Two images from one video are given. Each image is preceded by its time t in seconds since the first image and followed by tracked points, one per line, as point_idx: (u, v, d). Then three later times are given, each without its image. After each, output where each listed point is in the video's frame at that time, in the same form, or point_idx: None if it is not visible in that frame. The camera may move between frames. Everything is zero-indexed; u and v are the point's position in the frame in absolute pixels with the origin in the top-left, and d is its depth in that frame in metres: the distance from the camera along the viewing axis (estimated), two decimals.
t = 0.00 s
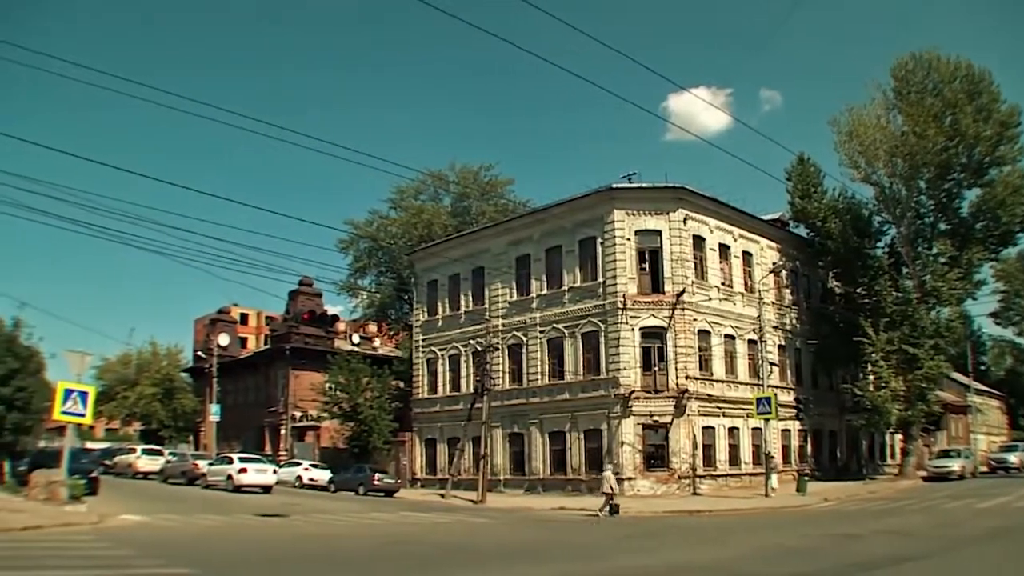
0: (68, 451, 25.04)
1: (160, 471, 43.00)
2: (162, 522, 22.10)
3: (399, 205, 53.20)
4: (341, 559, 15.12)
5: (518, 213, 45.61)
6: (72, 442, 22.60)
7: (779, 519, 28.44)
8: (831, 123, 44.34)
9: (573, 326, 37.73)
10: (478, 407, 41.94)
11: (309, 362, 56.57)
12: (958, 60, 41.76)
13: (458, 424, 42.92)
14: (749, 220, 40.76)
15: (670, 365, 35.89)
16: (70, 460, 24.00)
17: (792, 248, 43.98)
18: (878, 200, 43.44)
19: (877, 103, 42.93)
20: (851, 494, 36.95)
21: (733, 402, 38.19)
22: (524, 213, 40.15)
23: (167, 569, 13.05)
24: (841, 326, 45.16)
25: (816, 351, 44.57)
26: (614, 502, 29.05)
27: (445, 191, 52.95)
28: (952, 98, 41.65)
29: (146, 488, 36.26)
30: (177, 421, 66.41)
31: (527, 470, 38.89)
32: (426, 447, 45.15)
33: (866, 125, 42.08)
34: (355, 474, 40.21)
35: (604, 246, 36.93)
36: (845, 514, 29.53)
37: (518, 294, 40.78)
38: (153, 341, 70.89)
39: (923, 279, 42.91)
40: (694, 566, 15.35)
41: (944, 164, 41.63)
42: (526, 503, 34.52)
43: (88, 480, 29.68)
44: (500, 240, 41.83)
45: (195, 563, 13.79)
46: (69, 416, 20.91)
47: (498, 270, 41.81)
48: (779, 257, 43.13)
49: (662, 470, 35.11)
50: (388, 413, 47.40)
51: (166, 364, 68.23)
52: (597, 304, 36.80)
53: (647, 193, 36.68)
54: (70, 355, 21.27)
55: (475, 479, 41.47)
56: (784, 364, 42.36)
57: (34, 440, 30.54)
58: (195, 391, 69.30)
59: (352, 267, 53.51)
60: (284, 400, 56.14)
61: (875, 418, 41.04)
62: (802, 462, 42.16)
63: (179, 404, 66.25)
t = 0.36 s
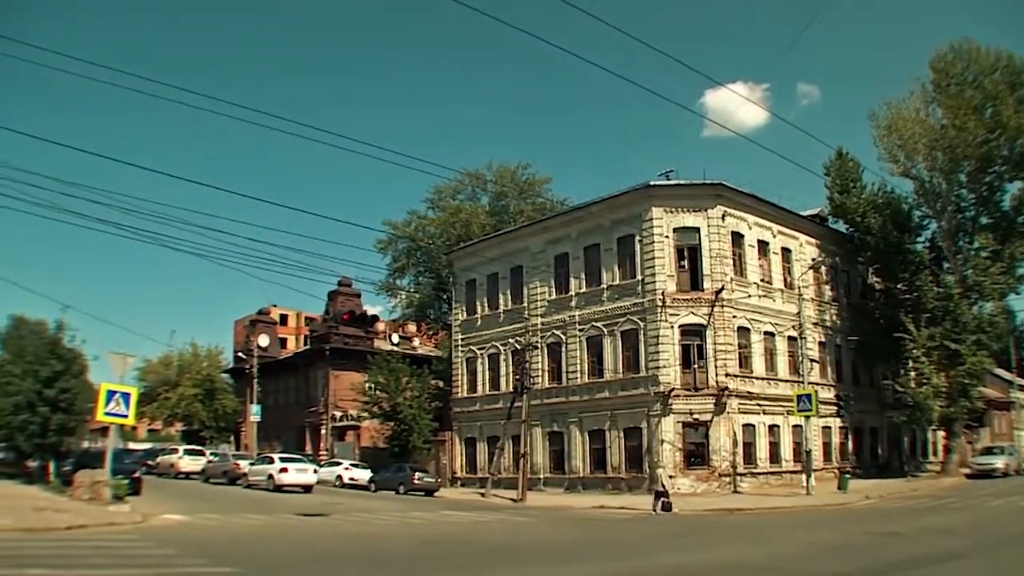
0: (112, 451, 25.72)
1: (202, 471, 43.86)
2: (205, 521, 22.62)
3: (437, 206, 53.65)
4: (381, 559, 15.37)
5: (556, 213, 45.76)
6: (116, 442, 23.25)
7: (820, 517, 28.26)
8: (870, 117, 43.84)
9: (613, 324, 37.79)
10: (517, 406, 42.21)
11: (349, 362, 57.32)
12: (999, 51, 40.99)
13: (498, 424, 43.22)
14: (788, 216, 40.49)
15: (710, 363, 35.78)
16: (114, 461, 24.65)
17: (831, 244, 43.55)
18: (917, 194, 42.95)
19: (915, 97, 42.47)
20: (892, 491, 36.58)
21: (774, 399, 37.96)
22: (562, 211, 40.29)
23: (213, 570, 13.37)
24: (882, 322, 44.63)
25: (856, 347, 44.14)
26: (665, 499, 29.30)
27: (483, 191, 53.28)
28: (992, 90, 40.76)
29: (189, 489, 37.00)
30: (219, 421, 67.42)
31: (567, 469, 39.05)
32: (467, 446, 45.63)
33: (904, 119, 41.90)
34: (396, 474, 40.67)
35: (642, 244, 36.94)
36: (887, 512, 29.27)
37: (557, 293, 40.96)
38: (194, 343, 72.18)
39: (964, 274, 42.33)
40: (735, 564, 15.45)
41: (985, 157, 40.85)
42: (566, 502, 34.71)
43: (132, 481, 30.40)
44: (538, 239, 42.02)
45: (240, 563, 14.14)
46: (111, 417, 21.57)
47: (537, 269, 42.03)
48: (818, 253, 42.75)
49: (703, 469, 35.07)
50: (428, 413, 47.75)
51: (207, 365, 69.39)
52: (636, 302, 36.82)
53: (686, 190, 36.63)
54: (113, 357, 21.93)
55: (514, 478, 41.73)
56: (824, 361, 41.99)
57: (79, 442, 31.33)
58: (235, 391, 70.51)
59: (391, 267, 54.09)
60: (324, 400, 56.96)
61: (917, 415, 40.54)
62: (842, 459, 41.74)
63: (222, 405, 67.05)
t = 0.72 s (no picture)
0: (153, 451, 26.13)
1: (242, 470, 44.44)
2: (247, 520, 22.93)
3: (474, 205, 53.75)
4: (417, 558, 15.37)
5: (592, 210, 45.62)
6: (157, 443, 23.63)
7: (861, 515, 27.87)
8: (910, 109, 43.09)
9: (651, 322, 37.63)
10: (556, 404, 42.21)
11: (388, 362, 57.85)
12: None
13: (536, 422, 43.24)
14: (827, 211, 39.99)
15: (748, 360, 35.44)
16: (155, 462, 25.05)
17: (870, 240, 42.84)
18: (957, 188, 42.17)
19: (954, 88, 41.69)
20: (935, 489, 35.94)
21: (813, 396, 37.50)
22: (599, 209, 40.17)
23: (250, 570, 13.47)
24: (922, 317, 43.76)
25: (897, 344, 43.38)
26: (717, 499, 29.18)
27: (520, 190, 53.31)
28: None
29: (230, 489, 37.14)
30: (258, 421, 68.46)
31: (606, 467, 38.97)
32: (505, 445, 45.72)
33: (943, 112, 41.12)
34: (435, 473, 40.86)
35: (680, 241, 36.72)
36: (931, 510, 28.76)
37: (595, 291, 40.87)
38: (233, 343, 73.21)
39: (1006, 268, 41.81)
40: (775, 563, 15.29)
41: None
42: (605, 500, 34.67)
43: (172, 480, 30.86)
44: (575, 237, 41.95)
45: (281, 562, 14.33)
46: (153, 417, 21.97)
47: (574, 267, 42.01)
48: (857, 248, 42.12)
49: (742, 466, 34.78)
50: (467, 412, 47.92)
51: (246, 365, 70.49)
52: (674, 300, 36.65)
53: (724, 186, 36.34)
54: (154, 358, 22.35)
55: (553, 476, 41.73)
56: (864, 357, 41.40)
57: (122, 442, 31.85)
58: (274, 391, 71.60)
59: (428, 267, 54.36)
60: (363, 400, 57.42)
61: (958, 411, 39.79)
62: (883, 457, 41.09)
63: (260, 405, 68.07)
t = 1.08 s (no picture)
0: (194, 452, 26.55)
1: (283, 470, 44.99)
2: (288, 519, 23.22)
3: (512, 204, 53.84)
4: (455, 558, 15.39)
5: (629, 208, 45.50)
6: (199, 444, 24.03)
7: (904, 513, 27.44)
8: (950, 102, 42.30)
9: (690, 319, 37.42)
10: (595, 403, 42.16)
11: (426, 362, 58.17)
12: None
13: (576, 421, 43.21)
14: (866, 206, 39.46)
15: (788, 357, 35.08)
16: (196, 463, 25.45)
17: (909, 235, 42.15)
18: (998, 181, 41.11)
19: (994, 80, 40.86)
20: (978, 486, 35.30)
21: (853, 393, 37.03)
22: (637, 207, 40.01)
23: (287, 570, 13.57)
24: (963, 313, 42.90)
25: (938, 340, 42.67)
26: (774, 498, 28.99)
27: (557, 188, 53.33)
28: None
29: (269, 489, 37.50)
30: (298, 421, 69.56)
31: (645, 466, 38.85)
32: (544, 443, 45.75)
33: (983, 104, 40.37)
34: (474, 472, 40.99)
35: (718, 238, 36.44)
36: (976, 508, 28.23)
37: (633, 289, 40.75)
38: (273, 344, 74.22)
39: None
40: (817, 561, 15.16)
41: None
42: (645, 499, 34.57)
43: (213, 480, 31.34)
44: (613, 235, 41.84)
45: (322, 561, 14.53)
46: (193, 417, 22.36)
47: (612, 265, 41.93)
48: (897, 243, 41.48)
49: (782, 465, 34.46)
50: (506, 410, 48.16)
51: (285, 366, 71.56)
52: (713, 297, 36.40)
53: (762, 182, 36.00)
54: (194, 360, 22.74)
55: (593, 475, 41.69)
56: (905, 354, 40.77)
57: (163, 443, 32.42)
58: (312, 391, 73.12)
59: (466, 266, 54.55)
60: (402, 400, 57.80)
61: (1001, 409, 39.49)
62: (924, 455, 40.36)
63: (300, 405, 69.35)
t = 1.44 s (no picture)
0: (235, 452, 26.91)
1: (323, 470, 45.44)
2: (330, 519, 23.42)
3: (549, 203, 53.86)
4: (495, 557, 15.43)
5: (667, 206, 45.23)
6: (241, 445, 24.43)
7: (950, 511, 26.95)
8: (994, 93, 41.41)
9: (729, 316, 37.11)
10: (635, 401, 42.01)
11: (465, 361, 58.36)
12: None
13: (615, 419, 43.07)
14: (907, 201, 38.86)
15: (829, 354, 34.65)
16: (237, 463, 25.83)
17: (951, 229, 41.45)
18: None
19: None
20: None
21: (895, 390, 36.44)
22: (675, 204, 39.74)
23: (326, 569, 13.63)
24: (1006, 308, 41.77)
25: (981, 335, 41.91)
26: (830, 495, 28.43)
27: (595, 186, 53.21)
28: None
29: (310, 489, 37.84)
30: (338, 421, 70.28)
31: (685, 464, 38.62)
32: (584, 442, 45.66)
33: None
34: (514, 471, 41.05)
35: (757, 235, 36.07)
36: None
37: (672, 286, 40.51)
38: (313, 344, 74.96)
39: None
40: (860, 560, 14.99)
41: None
42: (685, 497, 34.36)
43: (255, 480, 31.77)
44: (651, 232, 41.63)
45: (364, 560, 14.68)
46: (235, 418, 22.68)
47: (651, 263, 41.72)
48: (938, 238, 40.77)
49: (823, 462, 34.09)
50: (545, 409, 48.29)
51: (325, 367, 72.41)
52: (752, 294, 36.05)
53: (801, 177, 35.56)
54: (235, 361, 23.06)
55: (633, 473, 41.55)
56: (947, 350, 40.05)
57: (205, 443, 32.93)
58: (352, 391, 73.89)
59: (504, 266, 54.66)
60: (442, 399, 58.07)
61: None
62: (968, 452, 39.61)
63: (340, 405, 70.25)
